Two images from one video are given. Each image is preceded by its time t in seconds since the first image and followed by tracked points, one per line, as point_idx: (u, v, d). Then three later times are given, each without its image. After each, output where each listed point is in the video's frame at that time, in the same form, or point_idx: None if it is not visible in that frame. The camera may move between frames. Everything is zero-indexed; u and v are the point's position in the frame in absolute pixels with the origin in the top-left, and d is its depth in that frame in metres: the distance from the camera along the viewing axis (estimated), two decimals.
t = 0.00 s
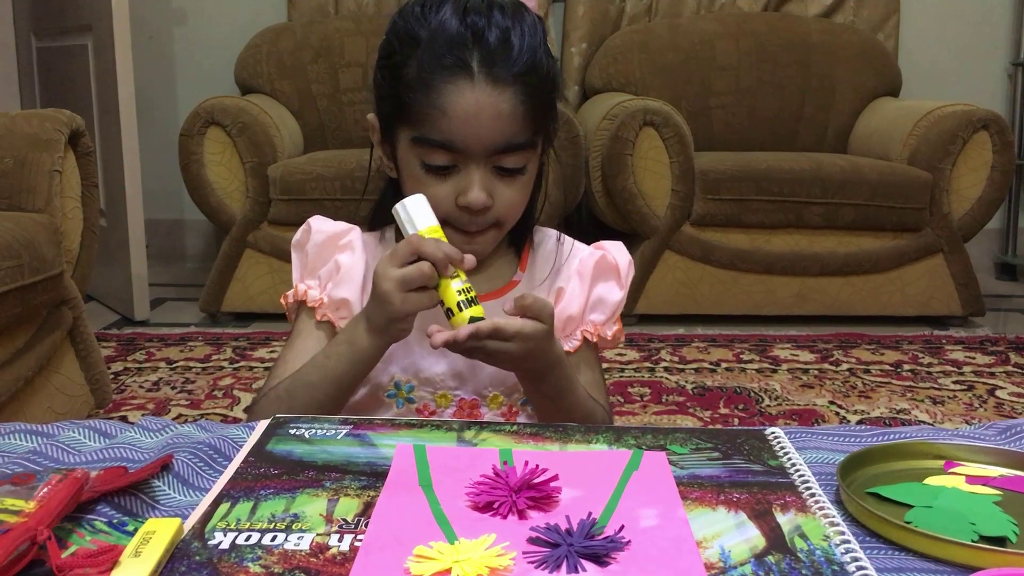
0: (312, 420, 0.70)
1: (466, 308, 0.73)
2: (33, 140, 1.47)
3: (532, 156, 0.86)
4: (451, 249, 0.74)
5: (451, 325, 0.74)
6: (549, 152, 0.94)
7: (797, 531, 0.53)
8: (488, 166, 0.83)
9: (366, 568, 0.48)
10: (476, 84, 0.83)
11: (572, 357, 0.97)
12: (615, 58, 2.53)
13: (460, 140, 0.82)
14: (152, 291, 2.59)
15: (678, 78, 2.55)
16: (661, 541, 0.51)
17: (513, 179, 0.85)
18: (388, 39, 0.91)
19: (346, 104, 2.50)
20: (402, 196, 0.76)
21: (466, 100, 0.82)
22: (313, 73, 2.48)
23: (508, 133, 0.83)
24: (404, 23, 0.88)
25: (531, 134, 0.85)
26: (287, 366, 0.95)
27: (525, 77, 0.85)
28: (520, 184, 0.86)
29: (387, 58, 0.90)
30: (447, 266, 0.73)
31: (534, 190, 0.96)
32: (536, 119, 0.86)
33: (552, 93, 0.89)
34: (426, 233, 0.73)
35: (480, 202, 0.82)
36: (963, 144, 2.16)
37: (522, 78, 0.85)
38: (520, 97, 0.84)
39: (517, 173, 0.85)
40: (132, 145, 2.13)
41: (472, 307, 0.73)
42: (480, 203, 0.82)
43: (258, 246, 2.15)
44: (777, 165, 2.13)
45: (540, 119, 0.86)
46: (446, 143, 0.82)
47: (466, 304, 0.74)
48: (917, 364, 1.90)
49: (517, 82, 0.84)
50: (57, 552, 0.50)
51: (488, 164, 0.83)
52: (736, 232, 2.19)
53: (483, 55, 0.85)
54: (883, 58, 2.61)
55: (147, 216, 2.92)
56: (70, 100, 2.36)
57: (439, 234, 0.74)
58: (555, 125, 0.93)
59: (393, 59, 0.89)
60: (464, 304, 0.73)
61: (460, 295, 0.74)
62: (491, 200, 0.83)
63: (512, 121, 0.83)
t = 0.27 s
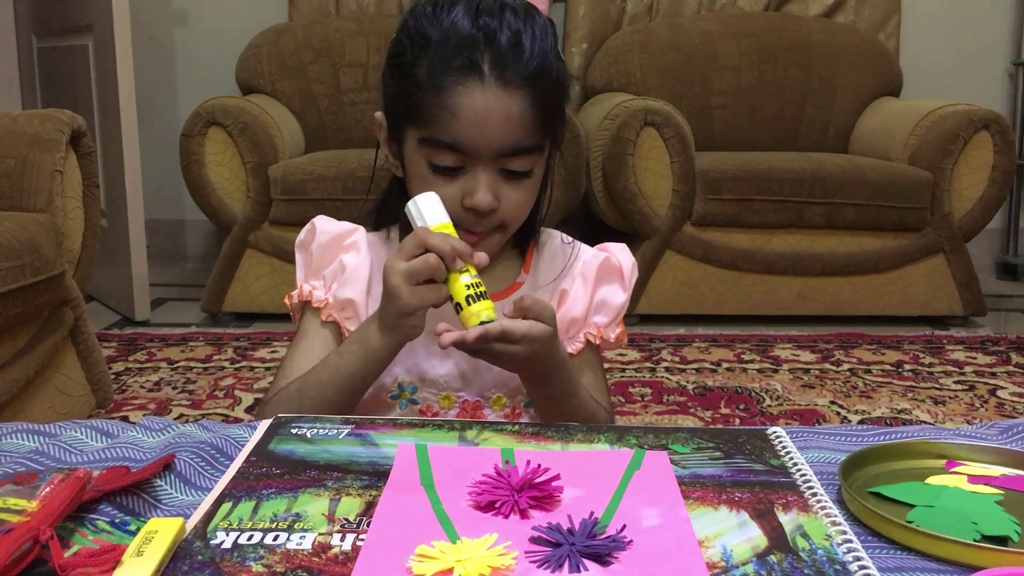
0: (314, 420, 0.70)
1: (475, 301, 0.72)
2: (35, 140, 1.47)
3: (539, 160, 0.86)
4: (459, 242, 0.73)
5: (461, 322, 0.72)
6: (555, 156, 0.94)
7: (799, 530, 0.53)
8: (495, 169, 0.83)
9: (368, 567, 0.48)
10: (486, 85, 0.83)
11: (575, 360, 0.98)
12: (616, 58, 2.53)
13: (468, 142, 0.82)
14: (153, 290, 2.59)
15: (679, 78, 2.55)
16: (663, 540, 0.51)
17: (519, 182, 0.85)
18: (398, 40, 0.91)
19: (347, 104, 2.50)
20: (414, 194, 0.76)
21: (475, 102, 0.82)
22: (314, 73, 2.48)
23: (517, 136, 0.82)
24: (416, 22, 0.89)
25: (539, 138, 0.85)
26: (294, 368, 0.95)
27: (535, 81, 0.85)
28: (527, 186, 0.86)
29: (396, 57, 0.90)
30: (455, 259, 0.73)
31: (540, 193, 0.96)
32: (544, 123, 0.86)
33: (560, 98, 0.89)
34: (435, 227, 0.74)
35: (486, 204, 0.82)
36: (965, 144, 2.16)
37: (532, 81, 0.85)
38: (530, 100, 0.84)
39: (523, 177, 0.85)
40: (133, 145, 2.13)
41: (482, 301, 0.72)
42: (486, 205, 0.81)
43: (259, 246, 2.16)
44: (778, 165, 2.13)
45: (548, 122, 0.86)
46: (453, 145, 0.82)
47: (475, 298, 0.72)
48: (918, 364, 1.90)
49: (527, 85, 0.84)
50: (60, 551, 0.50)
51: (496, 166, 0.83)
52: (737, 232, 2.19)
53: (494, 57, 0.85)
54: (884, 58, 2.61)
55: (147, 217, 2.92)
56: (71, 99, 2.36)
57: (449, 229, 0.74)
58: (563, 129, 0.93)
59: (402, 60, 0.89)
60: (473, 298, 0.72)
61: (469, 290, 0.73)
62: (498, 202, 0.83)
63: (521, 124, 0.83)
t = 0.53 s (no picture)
0: (315, 418, 0.70)
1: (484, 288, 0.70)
2: (37, 140, 1.47)
3: (545, 159, 0.86)
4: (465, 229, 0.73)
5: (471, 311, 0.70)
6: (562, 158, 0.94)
7: (800, 528, 0.53)
8: (502, 167, 0.83)
9: (368, 565, 0.48)
10: (495, 84, 0.83)
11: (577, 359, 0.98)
12: (617, 58, 2.53)
13: (475, 140, 0.82)
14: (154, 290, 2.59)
15: (681, 77, 2.55)
16: (664, 538, 0.51)
17: (525, 181, 0.85)
18: (406, 37, 0.91)
19: (348, 104, 2.51)
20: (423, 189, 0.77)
21: (483, 99, 0.82)
22: (315, 73, 2.48)
23: (524, 135, 0.83)
24: (425, 19, 0.89)
25: (546, 138, 0.85)
26: (300, 367, 0.95)
27: (543, 80, 0.85)
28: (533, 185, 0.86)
29: (405, 54, 0.90)
30: (462, 247, 0.72)
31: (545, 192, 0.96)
32: (551, 123, 0.86)
33: (567, 98, 0.89)
34: (442, 217, 0.74)
35: (492, 202, 0.81)
36: (966, 143, 2.16)
37: (540, 80, 0.85)
38: (538, 99, 0.84)
39: (529, 176, 0.85)
40: (135, 145, 2.13)
41: (491, 288, 0.70)
42: (493, 202, 0.81)
43: (260, 245, 2.16)
44: (780, 164, 2.13)
45: (554, 122, 0.87)
46: (460, 142, 0.82)
47: (484, 285, 0.71)
48: (919, 363, 1.90)
49: (535, 85, 0.84)
50: (61, 550, 0.50)
51: (503, 164, 0.83)
52: (739, 232, 2.19)
53: (504, 56, 0.85)
54: (886, 57, 2.61)
55: (148, 217, 2.92)
56: (72, 99, 2.37)
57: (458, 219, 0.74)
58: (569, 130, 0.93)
59: (411, 57, 0.89)
60: (482, 285, 0.71)
61: (478, 277, 0.71)
62: (504, 199, 0.82)
63: (529, 124, 0.83)
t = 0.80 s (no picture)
0: (316, 417, 0.70)
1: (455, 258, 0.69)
2: (38, 140, 1.47)
3: (551, 150, 0.86)
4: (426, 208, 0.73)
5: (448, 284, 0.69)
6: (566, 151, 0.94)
7: (801, 526, 0.53)
8: (507, 156, 0.82)
9: (369, 564, 0.48)
10: (501, 71, 0.83)
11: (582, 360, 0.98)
12: (619, 57, 2.53)
13: (482, 127, 0.82)
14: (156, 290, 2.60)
15: (682, 76, 2.55)
16: (665, 537, 0.51)
17: (532, 172, 0.84)
18: (414, 28, 0.92)
19: (349, 103, 2.51)
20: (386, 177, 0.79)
21: (490, 87, 0.82)
22: (316, 72, 2.48)
23: (530, 124, 0.83)
24: (433, 11, 0.89)
25: (551, 127, 0.85)
26: (307, 366, 0.95)
27: (548, 70, 0.85)
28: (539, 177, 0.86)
29: (412, 46, 0.90)
30: (425, 224, 0.72)
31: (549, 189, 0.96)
32: (556, 113, 0.86)
33: (572, 90, 0.89)
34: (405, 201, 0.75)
35: (498, 189, 0.81)
36: (968, 142, 2.15)
37: (545, 69, 0.85)
38: (543, 88, 0.84)
39: (535, 167, 0.84)
40: (136, 145, 2.13)
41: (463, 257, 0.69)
42: (498, 190, 0.81)
43: (262, 245, 2.16)
44: (781, 163, 2.13)
45: (560, 112, 0.87)
46: (467, 130, 0.82)
47: (456, 255, 0.70)
48: (922, 362, 1.90)
49: (540, 72, 0.84)
50: (62, 548, 0.50)
51: (508, 154, 0.82)
52: (740, 231, 2.19)
53: (510, 44, 0.85)
54: (887, 56, 2.60)
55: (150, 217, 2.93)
56: (74, 100, 2.37)
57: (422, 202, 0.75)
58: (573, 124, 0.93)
59: (418, 48, 0.89)
60: (453, 256, 0.70)
61: (449, 250, 0.70)
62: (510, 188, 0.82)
63: (535, 112, 0.83)
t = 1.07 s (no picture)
0: (318, 416, 0.69)
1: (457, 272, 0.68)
2: (39, 139, 1.47)
3: (553, 141, 0.86)
4: (421, 217, 0.72)
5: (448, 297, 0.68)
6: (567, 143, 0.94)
7: (804, 525, 0.53)
8: (509, 146, 0.82)
9: (371, 563, 0.48)
10: (502, 61, 0.83)
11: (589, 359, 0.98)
12: (620, 56, 2.52)
13: (483, 117, 0.82)
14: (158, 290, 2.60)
15: (684, 75, 2.55)
16: (668, 536, 0.51)
17: (534, 161, 0.84)
18: (412, 26, 0.92)
19: (350, 103, 2.51)
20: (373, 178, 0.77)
21: (492, 77, 0.82)
22: (318, 72, 2.48)
23: (531, 113, 0.82)
24: (433, 7, 0.90)
25: (552, 116, 0.85)
26: (315, 368, 0.95)
27: (548, 59, 0.86)
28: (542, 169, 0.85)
29: (412, 44, 0.90)
30: (422, 234, 0.71)
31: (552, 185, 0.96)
32: (557, 102, 0.86)
33: (572, 80, 0.89)
34: (398, 209, 0.73)
35: (501, 178, 0.81)
36: (970, 140, 2.15)
37: (544, 57, 0.86)
38: (543, 76, 0.84)
39: (537, 156, 0.84)
40: (138, 145, 2.13)
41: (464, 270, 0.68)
42: (501, 179, 0.81)
43: (264, 244, 2.16)
44: (782, 162, 2.13)
45: (560, 101, 0.87)
46: (469, 120, 0.82)
47: (457, 267, 0.69)
48: (924, 361, 1.90)
49: (540, 60, 0.85)
50: (64, 547, 0.50)
51: (510, 144, 0.82)
52: (742, 230, 2.19)
53: (509, 35, 0.85)
54: (889, 54, 2.60)
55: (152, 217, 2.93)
56: (75, 100, 2.37)
57: (414, 208, 0.74)
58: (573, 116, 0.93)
59: (418, 45, 0.89)
60: (454, 270, 0.69)
61: (448, 263, 0.70)
62: (513, 178, 0.82)
63: (536, 101, 0.83)
